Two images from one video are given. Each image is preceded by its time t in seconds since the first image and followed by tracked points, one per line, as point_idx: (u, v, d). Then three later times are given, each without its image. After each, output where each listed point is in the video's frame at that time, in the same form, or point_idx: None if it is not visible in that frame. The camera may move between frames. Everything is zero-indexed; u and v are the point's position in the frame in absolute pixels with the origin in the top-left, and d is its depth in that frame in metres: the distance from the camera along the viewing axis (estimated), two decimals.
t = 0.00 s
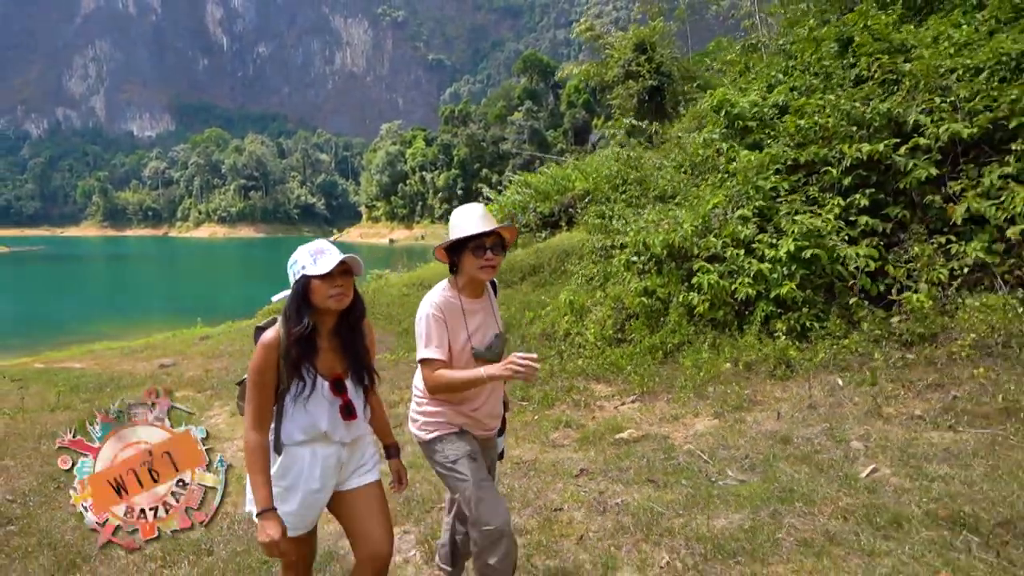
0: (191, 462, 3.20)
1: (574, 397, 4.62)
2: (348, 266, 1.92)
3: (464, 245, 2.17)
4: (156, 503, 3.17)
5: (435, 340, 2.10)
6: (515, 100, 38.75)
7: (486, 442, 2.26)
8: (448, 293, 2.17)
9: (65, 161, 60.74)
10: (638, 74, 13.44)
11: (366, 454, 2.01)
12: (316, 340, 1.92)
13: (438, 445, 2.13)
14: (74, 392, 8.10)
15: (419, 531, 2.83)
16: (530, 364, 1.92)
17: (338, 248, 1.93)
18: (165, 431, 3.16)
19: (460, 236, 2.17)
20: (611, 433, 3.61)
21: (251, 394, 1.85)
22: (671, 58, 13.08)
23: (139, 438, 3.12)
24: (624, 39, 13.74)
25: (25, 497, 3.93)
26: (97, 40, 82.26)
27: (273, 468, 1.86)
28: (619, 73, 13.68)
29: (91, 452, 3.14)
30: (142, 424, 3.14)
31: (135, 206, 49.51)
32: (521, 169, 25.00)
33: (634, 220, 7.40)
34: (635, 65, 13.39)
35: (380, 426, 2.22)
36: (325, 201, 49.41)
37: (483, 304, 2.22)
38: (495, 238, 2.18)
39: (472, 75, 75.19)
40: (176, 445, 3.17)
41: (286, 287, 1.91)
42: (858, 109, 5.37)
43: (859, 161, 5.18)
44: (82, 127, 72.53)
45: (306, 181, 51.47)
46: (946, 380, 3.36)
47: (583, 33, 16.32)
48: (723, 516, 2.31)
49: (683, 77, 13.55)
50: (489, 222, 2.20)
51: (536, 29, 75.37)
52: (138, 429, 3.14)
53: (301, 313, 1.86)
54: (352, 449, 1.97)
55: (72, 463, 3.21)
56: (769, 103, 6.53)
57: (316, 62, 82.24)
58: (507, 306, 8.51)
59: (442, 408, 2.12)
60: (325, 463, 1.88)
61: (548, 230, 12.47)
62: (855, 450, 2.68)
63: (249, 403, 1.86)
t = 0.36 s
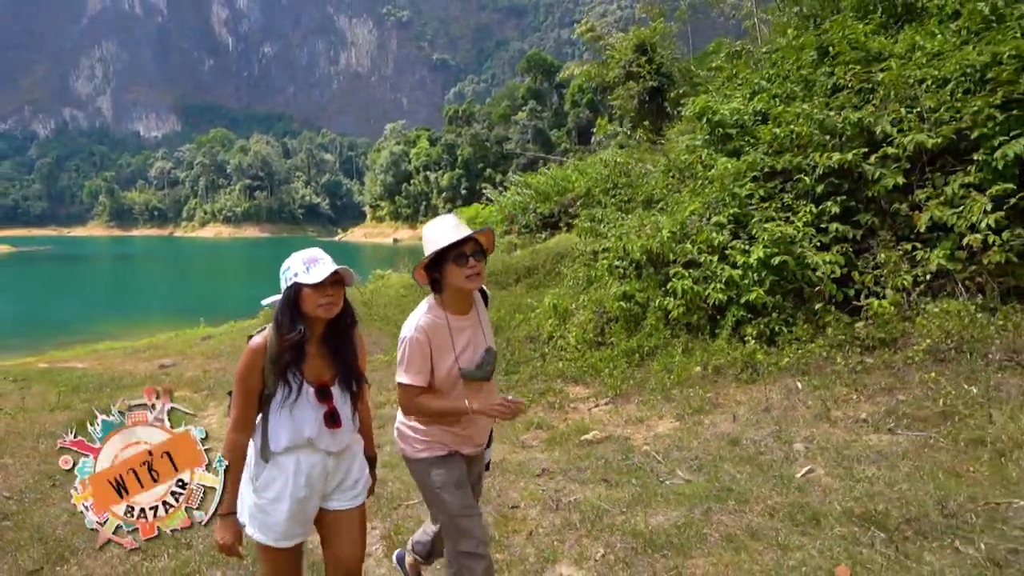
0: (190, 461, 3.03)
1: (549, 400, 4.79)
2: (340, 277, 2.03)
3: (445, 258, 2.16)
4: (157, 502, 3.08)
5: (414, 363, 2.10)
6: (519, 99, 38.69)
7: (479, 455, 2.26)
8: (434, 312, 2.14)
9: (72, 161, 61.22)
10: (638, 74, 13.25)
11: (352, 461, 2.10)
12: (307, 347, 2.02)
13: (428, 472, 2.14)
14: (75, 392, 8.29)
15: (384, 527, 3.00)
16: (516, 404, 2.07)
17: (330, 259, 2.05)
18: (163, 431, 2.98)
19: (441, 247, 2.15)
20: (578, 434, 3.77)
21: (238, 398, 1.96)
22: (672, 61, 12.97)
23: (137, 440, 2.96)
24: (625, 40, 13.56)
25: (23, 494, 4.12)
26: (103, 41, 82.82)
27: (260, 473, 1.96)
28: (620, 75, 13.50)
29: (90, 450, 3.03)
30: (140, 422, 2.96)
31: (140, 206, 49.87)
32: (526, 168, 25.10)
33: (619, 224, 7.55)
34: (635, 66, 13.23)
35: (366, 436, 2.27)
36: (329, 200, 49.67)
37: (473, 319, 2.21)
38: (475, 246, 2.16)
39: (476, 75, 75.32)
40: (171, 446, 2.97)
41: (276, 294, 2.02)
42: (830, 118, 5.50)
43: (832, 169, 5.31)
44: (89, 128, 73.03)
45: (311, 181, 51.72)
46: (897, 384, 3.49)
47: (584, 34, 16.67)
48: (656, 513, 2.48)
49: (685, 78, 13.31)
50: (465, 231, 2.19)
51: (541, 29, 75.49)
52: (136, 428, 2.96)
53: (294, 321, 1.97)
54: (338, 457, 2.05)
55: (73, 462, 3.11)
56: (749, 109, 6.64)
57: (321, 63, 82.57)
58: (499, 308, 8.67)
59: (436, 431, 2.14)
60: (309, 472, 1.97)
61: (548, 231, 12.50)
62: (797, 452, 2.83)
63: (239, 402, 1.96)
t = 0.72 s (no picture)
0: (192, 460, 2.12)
1: (526, 400, 4.97)
2: (306, 275, 2.01)
3: (404, 248, 2.12)
4: (158, 503, 2.19)
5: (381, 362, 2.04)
6: (520, 99, 38.58)
7: (457, 444, 2.17)
8: (395, 308, 2.09)
9: (76, 162, 61.59)
10: (636, 76, 13.28)
11: (323, 460, 2.08)
12: (278, 349, 2.03)
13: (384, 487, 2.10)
14: (74, 392, 8.47)
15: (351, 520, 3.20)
16: (494, 386, 2.02)
17: (300, 262, 2.02)
18: (164, 431, 2.18)
19: (401, 237, 2.10)
20: (544, 433, 3.93)
21: (212, 394, 2.00)
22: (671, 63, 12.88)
23: (137, 440, 2.19)
24: (624, 41, 13.61)
25: (17, 490, 4.30)
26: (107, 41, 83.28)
27: (230, 466, 1.98)
28: (619, 77, 13.53)
29: (91, 448, 2.22)
30: (141, 422, 2.16)
31: (143, 206, 50.18)
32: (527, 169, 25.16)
33: (603, 227, 7.75)
34: (634, 68, 13.27)
35: (343, 441, 2.24)
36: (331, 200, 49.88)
37: (436, 310, 2.16)
38: (436, 242, 2.11)
39: (478, 75, 75.39)
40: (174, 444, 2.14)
41: (249, 296, 2.03)
42: (803, 126, 5.65)
43: (804, 175, 5.44)
44: (92, 128, 73.43)
45: (313, 181, 51.94)
46: (848, 386, 3.64)
47: (584, 36, 16.78)
48: (598, 507, 2.65)
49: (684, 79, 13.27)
50: (427, 225, 2.12)
51: (543, 29, 75.53)
52: (136, 428, 2.18)
53: (263, 321, 1.98)
54: (310, 455, 2.04)
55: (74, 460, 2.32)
56: (728, 116, 6.78)
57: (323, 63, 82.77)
58: (491, 308, 8.84)
59: (409, 425, 2.08)
60: (277, 467, 1.96)
61: (545, 233, 12.56)
62: (741, 450, 2.99)
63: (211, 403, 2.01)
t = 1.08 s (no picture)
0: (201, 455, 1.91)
1: (517, 402, 5.10)
2: (286, 292, 1.93)
3: (420, 262, 2.14)
4: (157, 503, 1.98)
5: (386, 362, 2.07)
6: (533, 99, 38.54)
7: (461, 460, 2.15)
8: (411, 322, 2.10)
9: (95, 162, 62.66)
10: (647, 75, 13.37)
11: (318, 485, 2.01)
12: (265, 371, 1.94)
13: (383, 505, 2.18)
14: (87, 389, 8.72)
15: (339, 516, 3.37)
16: (481, 431, 1.95)
17: (281, 279, 1.95)
18: (164, 431, 1.96)
19: (419, 250, 2.12)
20: (529, 436, 4.04)
21: (201, 422, 1.91)
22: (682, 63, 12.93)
23: (137, 440, 1.97)
24: (634, 42, 13.69)
25: (27, 485, 4.49)
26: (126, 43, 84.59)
27: (222, 501, 1.88)
28: (629, 76, 13.60)
29: (90, 448, 1.98)
30: (140, 422, 1.95)
31: (160, 206, 50.99)
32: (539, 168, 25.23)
33: (601, 230, 7.85)
34: (644, 68, 13.36)
35: (335, 458, 2.19)
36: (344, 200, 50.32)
37: (452, 331, 2.14)
38: (448, 254, 2.12)
39: (491, 75, 75.50)
40: (174, 444, 1.95)
41: (230, 319, 1.95)
42: (795, 132, 5.70)
43: (796, 182, 5.48)
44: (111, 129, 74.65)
45: (327, 181, 52.39)
46: (826, 392, 3.70)
47: (594, 36, 16.81)
48: (568, 507, 2.75)
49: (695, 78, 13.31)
50: (439, 239, 2.15)
51: (556, 28, 75.42)
52: (137, 428, 1.97)
53: (245, 343, 1.90)
54: (305, 479, 1.96)
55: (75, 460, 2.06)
56: (723, 121, 6.82)
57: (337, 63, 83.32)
58: (495, 309, 8.95)
59: (413, 442, 2.08)
60: (272, 495, 1.88)
61: (553, 233, 12.59)
62: (712, 454, 3.08)
63: (202, 435, 1.91)
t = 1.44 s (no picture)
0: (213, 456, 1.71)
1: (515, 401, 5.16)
2: (276, 277, 1.85)
3: (446, 232, 2.18)
4: (156, 502, 1.73)
5: (415, 331, 2.07)
6: (549, 98, 38.44)
7: (481, 445, 2.15)
8: (442, 286, 2.13)
9: (118, 162, 63.94)
10: (661, 74, 13.33)
11: (309, 471, 1.94)
12: (250, 357, 1.85)
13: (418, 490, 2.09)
14: (103, 386, 8.98)
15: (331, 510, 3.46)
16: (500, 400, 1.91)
17: (270, 261, 1.86)
18: (166, 431, 1.74)
19: (446, 218, 2.15)
20: (520, 434, 4.12)
21: (182, 414, 1.77)
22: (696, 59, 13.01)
23: (139, 440, 1.72)
24: (649, 40, 13.73)
25: (39, 477, 4.64)
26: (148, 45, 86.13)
27: (203, 495, 1.77)
28: (643, 75, 13.61)
29: (91, 448, 1.69)
30: (140, 423, 1.71)
31: (181, 206, 51.92)
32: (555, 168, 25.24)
33: (601, 231, 7.86)
34: (658, 66, 13.35)
35: (326, 443, 2.12)
36: (361, 200, 50.82)
37: (478, 295, 2.18)
38: (476, 223, 2.16)
39: (507, 74, 75.52)
40: (175, 443, 1.75)
41: (212, 305, 1.85)
42: (793, 133, 5.67)
43: (794, 183, 5.47)
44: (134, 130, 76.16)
45: (344, 181, 52.86)
46: (812, 394, 3.73)
47: (607, 35, 16.96)
48: (545, 504, 2.83)
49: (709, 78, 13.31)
50: (470, 206, 2.18)
51: (573, 27, 75.20)
52: (138, 429, 1.72)
53: (229, 329, 1.79)
54: (295, 466, 1.89)
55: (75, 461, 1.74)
56: (724, 122, 6.80)
57: (354, 64, 83.95)
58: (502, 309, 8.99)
59: (436, 407, 2.05)
60: (259, 489, 1.81)
61: (567, 233, 12.64)
62: (693, 453, 3.13)
63: (184, 421, 1.77)
